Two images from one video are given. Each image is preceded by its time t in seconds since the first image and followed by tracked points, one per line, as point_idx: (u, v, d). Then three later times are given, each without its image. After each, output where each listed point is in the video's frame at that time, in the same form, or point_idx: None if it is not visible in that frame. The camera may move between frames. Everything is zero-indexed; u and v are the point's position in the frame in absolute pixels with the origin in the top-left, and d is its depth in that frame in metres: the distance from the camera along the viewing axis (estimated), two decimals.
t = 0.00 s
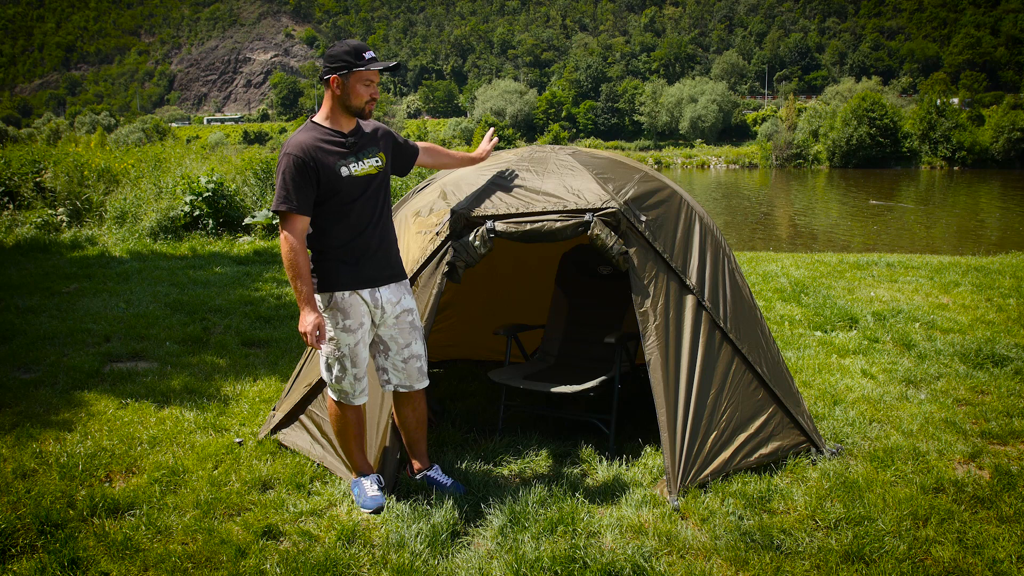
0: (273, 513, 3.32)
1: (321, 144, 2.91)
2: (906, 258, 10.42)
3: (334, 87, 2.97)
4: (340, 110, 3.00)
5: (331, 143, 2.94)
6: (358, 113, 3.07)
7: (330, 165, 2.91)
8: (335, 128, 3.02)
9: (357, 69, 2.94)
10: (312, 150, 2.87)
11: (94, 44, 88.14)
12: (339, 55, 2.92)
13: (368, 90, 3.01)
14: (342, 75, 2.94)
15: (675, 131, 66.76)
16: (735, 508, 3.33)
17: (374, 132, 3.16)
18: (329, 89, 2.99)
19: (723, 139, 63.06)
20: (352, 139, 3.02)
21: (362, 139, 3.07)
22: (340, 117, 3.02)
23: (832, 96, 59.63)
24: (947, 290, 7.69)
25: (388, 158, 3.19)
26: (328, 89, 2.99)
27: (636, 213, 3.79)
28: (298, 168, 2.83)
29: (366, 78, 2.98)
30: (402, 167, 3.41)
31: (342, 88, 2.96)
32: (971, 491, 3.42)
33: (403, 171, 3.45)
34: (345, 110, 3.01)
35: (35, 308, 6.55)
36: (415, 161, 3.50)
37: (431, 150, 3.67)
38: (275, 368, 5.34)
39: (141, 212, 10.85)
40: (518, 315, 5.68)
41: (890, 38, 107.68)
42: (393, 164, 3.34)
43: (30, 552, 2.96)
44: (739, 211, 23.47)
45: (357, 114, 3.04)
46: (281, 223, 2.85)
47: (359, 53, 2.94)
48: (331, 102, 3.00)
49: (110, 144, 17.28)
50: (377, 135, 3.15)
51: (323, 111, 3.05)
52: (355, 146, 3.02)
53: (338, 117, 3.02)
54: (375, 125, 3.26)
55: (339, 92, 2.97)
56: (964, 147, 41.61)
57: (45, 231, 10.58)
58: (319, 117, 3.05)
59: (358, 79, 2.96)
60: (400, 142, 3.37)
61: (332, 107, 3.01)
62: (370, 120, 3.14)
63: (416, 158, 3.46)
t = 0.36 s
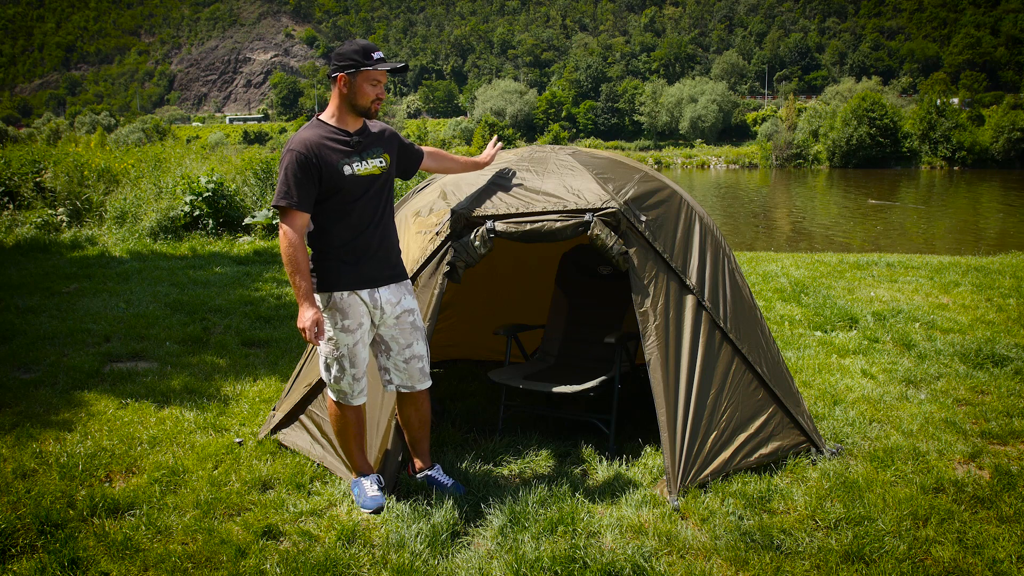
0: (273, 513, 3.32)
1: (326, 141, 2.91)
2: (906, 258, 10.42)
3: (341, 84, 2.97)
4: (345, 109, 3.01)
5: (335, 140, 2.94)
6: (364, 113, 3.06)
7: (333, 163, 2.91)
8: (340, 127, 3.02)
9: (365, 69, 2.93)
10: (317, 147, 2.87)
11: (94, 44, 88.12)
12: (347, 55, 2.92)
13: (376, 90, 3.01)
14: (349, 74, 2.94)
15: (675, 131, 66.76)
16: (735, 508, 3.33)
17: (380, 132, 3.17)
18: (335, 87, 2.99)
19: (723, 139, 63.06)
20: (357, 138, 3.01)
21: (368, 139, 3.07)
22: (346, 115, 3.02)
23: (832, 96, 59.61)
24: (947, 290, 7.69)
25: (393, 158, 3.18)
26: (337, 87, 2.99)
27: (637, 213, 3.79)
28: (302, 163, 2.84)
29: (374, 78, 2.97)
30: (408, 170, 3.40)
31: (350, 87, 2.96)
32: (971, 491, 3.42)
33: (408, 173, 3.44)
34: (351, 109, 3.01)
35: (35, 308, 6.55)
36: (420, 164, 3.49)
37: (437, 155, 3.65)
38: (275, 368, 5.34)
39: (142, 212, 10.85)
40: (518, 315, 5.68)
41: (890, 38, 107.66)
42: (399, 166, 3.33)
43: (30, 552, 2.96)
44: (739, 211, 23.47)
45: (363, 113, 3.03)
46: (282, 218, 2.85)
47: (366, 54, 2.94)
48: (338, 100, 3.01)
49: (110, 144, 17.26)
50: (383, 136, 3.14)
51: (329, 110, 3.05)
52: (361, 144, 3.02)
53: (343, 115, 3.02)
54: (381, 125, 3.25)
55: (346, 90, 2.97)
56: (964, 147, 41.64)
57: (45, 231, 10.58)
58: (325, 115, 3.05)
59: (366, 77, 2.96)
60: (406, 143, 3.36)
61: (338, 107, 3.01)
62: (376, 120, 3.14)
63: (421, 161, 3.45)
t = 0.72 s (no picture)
0: (273, 513, 3.32)
1: (323, 144, 2.91)
2: (906, 258, 10.42)
3: (337, 87, 2.97)
4: (342, 111, 3.01)
5: (333, 143, 2.94)
6: (360, 115, 3.06)
7: (331, 165, 2.91)
8: (337, 128, 3.02)
9: (362, 71, 2.94)
10: (314, 150, 2.87)
11: (94, 44, 88.15)
12: (342, 56, 2.92)
13: (372, 92, 3.01)
14: (346, 75, 2.95)
15: (675, 131, 66.76)
16: (736, 508, 3.32)
17: (375, 133, 3.17)
18: (332, 89, 2.99)
19: (723, 139, 63.07)
20: (354, 140, 3.02)
21: (365, 139, 3.07)
22: (342, 117, 3.02)
23: (832, 96, 59.61)
24: (947, 290, 7.69)
25: (390, 159, 3.18)
26: (333, 90, 2.99)
27: (636, 213, 3.79)
28: (299, 166, 2.83)
29: (371, 80, 2.98)
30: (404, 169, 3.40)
31: (346, 89, 2.96)
32: (971, 491, 3.42)
33: (405, 171, 3.43)
34: (347, 111, 3.01)
35: (35, 308, 6.55)
36: (416, 160, 3.49)
37: (432, 152, 3.67)
38: (275, 368, 5.34)
39: (142, 212, 10.85)
40: (518, 315, 5.68)
41: (890, 38, 107.65)
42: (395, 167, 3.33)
43: (30, 552, 2.96)
44: (739, 211, 23.48)
45: (359, 115, 3.03)
46: (281, 221, 2.85)
47: (364, 55, 2.94)
48: (334, 101, 3.00)
49: (110, 144, 17.28)
50: (379, 138, 3.15)
51: (325, 110, 3.05)
52: (357, 146, 3.02)
53: (339, 117, 3.02)
54: (376, 126, 3.25)
55: (342, 92, 2.97)
56: (964, 147, 41.65)
57: (45, 231, 10.58)
58: (321, 116, 3.05)
59: (362, 79, 2.96)
60: (403, 141, 3.37)
61: (335, 108, 3.01)
62: (372, 121, 3.14)
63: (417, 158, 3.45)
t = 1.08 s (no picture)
0: (273, 513, 3.32)
1: (325, 143, 2.91)
2: (906, 258, 10.42)
3: (336, 88, 2.97)
4: (340, 112, 3.01)
5: (334, 143, 2.94)
6: (358, 114, 3.07)
7: (335, 165, 2.91)
8: (336, 129, 3.02)
9: (362, 75, 2.94)
10: (317, 150, 2.86)
11: (94, 44, 88.08)
12: (341, 58, 2.92)
13: (369, 94, 3.02)
14: (346, 78, 2.94)
15: (675, 131, 66.76)
16: (735, 508, 3.33)
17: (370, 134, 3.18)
18: (330, 92, 2.99)
19: (723, 139, 63.07)
20: (354, 140, 3.02)
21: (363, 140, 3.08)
22: (339, 117, 3.02)
23: (832, 96, 59.59)
24: (947, 290, 7.69)
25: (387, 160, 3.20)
26: (331, 90, 2.98)
27: (637, 213, 3.79)
28: (303, 166, 2.82)
29: (369, 83, 2.99)
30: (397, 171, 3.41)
31: (346, 89, 2.96)
32: (972, 491, 3.42)
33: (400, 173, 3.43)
34: (344, 112, 3.02)
35: (35, 308, 6.55)
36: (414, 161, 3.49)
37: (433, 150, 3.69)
38: (275, 368, 5.34)
39: (142, 212, 10.85)
40: (518, 315, 5.68)
41: (890, 38, 107.62)
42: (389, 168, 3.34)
43: (29, 552, 2.96)
44: (739, 211, 23.48)
45: (356, 116, 3.04)
46: (286, 223, 2.83)
47: (365, 58, 2.94)
48: (332, 103, 3.00)
49: (110, 144, 17.28)
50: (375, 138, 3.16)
51: (322, 110, 3.04)
52: (356, 146, 3.03)
53: (338, 118, 3.02)
54: (369, 127, 3.26)
55: (341, 93, 2.97)
56: (964, 147, 41.65)
57: (45, 231, 10.58)
58: (319, 116, 3.03)
59: (360, 82, 2.97)
60: (396, 141, 3.38)
61: (332, 109, 3.01)
62: (367, 121, 3.14)
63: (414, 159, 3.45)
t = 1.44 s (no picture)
0: (273, 513, 3.32)
1: (315, 147, 2.92)
2: (906, 258, 10.42)
3: (328, 88, 2.97)
4: (333, 114, 3.01)
5: (326, 144, 2.95)
6: (353, 115, 3.06)
7: (325, 166, 2.91)
8: (329, 130, 3.02)
9: (352, 76, 2.93)
10: (307, 153, 2.87)
11: (94, 44, 88.01)
12: (331, 60, 2.91)
13: (362, 94, 3.01)
14: (336, 80, 2.94)
15: (675, 131, 66.76)
16: (735, 508, 3.33)
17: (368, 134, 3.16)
18: (323, 93, 3.00)
19: (723, 139, 63.06)
20: (347, 142, 3.01)
21: (357, 141, 3.07)
22: (333, 119, 3.02)
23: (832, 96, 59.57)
24: (947, 290, 7.69)
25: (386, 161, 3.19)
26: (324, 92, 2.99)
27: (636, 213, 3.79)
28: (293, 168, 2.84)
29: (361, 84, 2.97)
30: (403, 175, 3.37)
31: (336, 90, 2.95)
32: (971, 491, 3.42)
33: (405, 177, 3.39)
34: (338, 114, 3.02)
35: (35, 308, 6.55)
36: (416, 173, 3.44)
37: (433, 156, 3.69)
38: (275, 368, 5.34)
39: (142, 212, 10.85)
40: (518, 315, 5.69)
41: (890, 38, 107.67)
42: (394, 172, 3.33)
43: (29, 552, 2.96)
44: (739, 211, 23.48)
45: (350, 117, 3.04)
46: (280, 225, 2.84)
47: (353, 59, 2.92)
48: (326, 105, 3.01)
49: (109, 144, 17.27)
50: (371, 139, 3.14)
51: (317, 113, 3.06)
52: (350, 146, 3.02)
53: (332, 119, 3.02)
54: (370, 128, 3.25)
55: (333, 95, 2.97)
56: (964, 147, 41.64)
57: (45, 231, 10.58)
58: (314, 119, 3.05)
59: (352, 82, 2.95)
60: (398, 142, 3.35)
61: (326, 111, 3.02)
62: (363, 122, 3.13)
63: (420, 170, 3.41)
